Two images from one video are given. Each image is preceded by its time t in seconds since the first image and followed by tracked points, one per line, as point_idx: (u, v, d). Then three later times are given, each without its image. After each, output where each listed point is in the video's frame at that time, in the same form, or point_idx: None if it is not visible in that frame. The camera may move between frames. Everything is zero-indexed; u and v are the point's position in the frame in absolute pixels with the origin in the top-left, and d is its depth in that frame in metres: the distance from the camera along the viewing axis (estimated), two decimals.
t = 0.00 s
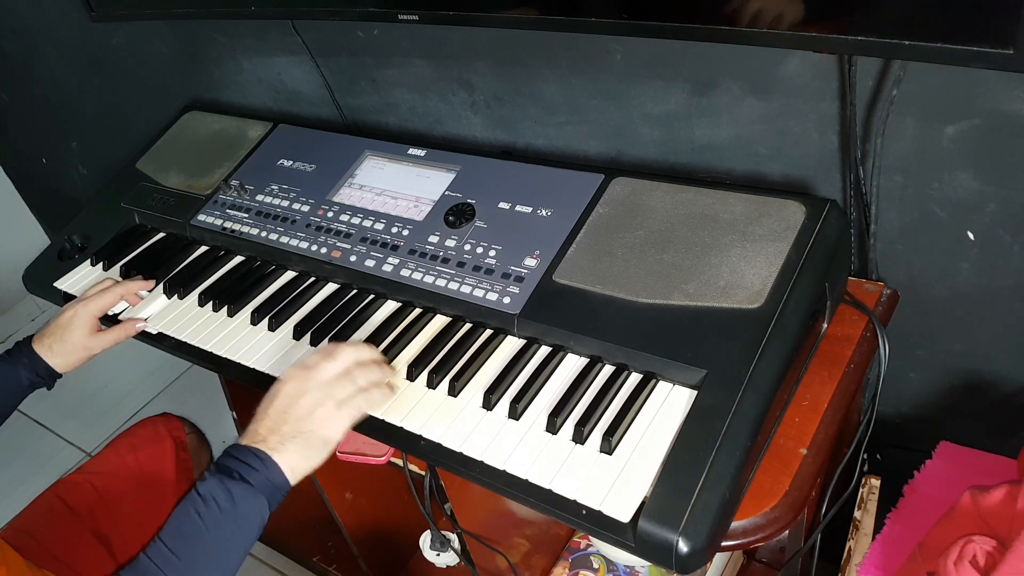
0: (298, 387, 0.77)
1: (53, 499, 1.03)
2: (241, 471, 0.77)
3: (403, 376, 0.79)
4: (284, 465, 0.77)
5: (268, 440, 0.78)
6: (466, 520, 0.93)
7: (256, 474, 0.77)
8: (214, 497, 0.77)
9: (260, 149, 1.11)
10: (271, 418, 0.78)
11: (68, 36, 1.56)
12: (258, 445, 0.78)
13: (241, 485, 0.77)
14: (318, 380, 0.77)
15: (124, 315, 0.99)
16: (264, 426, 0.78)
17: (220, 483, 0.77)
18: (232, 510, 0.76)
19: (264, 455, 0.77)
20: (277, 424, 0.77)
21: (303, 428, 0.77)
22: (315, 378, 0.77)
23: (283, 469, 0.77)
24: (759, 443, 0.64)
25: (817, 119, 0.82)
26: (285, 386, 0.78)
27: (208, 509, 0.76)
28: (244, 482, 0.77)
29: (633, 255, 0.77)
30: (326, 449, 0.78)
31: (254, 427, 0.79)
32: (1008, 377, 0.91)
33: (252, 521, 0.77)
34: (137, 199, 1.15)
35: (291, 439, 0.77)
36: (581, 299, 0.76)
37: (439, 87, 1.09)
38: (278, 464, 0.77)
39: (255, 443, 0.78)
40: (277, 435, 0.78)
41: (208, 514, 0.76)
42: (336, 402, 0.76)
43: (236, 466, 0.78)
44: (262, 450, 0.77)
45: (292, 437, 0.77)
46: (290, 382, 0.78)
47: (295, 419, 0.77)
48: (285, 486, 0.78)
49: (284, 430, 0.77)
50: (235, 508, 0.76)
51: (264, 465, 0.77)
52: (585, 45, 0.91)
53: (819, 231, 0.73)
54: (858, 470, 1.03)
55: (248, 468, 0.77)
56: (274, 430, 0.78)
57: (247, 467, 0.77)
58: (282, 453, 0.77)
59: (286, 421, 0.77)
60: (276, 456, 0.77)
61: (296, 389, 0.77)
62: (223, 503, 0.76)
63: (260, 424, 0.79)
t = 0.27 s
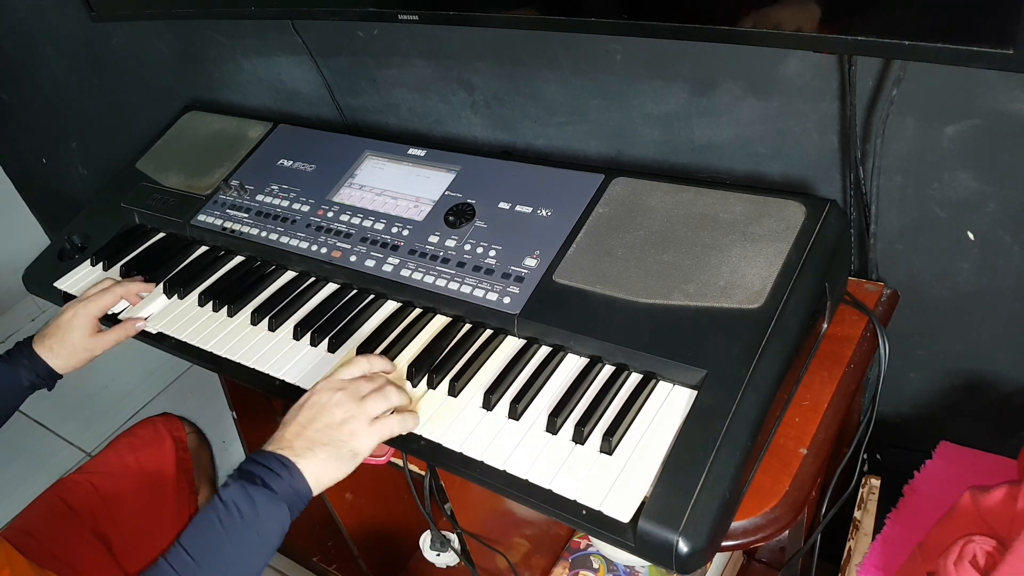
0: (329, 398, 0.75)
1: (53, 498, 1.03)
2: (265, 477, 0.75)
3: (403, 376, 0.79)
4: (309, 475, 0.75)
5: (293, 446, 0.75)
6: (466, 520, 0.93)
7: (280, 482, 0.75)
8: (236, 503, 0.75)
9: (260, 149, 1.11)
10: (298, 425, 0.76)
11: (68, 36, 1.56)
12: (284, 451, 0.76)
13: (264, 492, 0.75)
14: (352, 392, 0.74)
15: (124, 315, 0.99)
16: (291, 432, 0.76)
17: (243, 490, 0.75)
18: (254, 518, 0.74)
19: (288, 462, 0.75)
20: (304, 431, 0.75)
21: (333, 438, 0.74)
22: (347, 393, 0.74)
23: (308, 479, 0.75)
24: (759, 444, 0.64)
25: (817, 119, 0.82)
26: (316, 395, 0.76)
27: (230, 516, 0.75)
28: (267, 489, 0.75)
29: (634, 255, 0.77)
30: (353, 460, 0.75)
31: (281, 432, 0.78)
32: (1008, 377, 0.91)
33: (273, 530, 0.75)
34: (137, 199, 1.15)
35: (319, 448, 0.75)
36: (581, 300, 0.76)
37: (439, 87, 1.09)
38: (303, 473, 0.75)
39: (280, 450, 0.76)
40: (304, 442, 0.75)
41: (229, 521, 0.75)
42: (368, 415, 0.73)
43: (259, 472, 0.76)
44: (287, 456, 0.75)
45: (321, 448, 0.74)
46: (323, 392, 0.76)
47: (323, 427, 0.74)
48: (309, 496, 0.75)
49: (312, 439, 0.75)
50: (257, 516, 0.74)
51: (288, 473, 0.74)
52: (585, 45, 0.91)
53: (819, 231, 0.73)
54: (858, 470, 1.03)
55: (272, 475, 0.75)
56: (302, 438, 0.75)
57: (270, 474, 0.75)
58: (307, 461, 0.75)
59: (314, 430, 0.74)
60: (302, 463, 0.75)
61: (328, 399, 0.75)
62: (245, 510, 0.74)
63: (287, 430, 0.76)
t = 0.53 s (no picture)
0: (324, 408, 0.75)
1: (54, 497, 1.03)
2: (274, 494, 0.78)
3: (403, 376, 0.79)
4: (317, 489, 0.77)
5: (299, 462, 0.78)
6: (467, 520, 0.92)
7: (288, 498, 0.78)
8: (247, 519, 0.78)
9: (260, 149, 1.11)
10: (299, 439, 0.77)
11: (68, 36, 1.56)
12: (290, 468, 0.78)
13: (274, 509, 0.78)
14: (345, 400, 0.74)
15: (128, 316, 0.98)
16: (293, 448, 0.78)
17: (253, 506, 0.79)
18: (264, 533, 0.78)
19: (296, 479, 0.78)
20: (305, 447, 0.77)
21: (333, 450, 0.75)
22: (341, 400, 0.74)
23: (316, 493, 0.77)
24: (759, 444, 0.64)
25: (817, 119, 0.82)
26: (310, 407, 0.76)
27: (241, 532, 0.78)
28: (277, 505, 0.78)
29: (633, 255, 0.77)
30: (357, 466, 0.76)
31: (286, 448, 0.79)
32: (1008, 377, 0.91)
33: (283, 545, 0.78)
34: (137, 199, 1.15)
35: (323, 461, 0.76)
36: (581, 300, 0.76)
37: (439, 87, 1.09)
38: (311, 488, 0.77)
39: (286, 466, 0.79)
40: (307, 457, 0.77)
41: (241, 537, 0.78)
42: (364, 421, 0.73)
43: (270, 489, 0.79)
44: (294, 472, 0.78)
45: (324, 461, 0.76)
46: (316, 404, 0.75)
47: (320, 439, 0.75)
48: (317, 510, 0.78)
49: (315, 452, 0.76)
50: (267, 532, 0.78)
51: (296, 489, 0.77)
52: (585, 45, 0.91)
53: (819, 230, 0.73)
54: (858, 470, 1.03)
55: (281, 492, 0.78)
56: (304, 453, 0.77)
57: (279, 490, 0.78)
58: (314, 476, 0.77)
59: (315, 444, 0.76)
60: (309, 479, 0.77)
61: (322, 410, 0.75)
62: (255, 526, 0.78)
63: (290, 446, 0.78)
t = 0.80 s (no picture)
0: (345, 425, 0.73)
1: (54, 498, 1.03)
2: (286, 503, 0.78)
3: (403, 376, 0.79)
4: (329, 502, 0.77)
5: (314, 474, 0.78)
6: (467, 520, 0.92)
7: (301, 508, 0.77)
8: (258, 528, 0.78)
9: (260, 149, 1.11)
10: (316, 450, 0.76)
11: (68, 36, 1.56)
12: (305, 478, 0.78)
13: (286, 518, 0.78)
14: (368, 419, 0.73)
15: (135, 320, 0.98)
16: (309, 459, 0.77)
17: (265, 515, 0.78)
18: (275, 542, 0.78)
19: (309, 489, 0.77)
20: (321, 460, 0.76)
21: (350, 467, 0.75)
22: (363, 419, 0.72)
23: (327, 504, 0.77)
24: (759, 444, 0.64)
25: (817, 119, 0.82)
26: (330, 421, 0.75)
27: (253, 540, 0.78)
28: (289, 515, 0.78)
29: (633, 256, 0.77)
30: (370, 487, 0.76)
31: (301, 456, 0.79)
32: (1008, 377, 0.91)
33: (295, 553, 0.78)
34: (137, 199, 1.15)
35: (339, 475, 0.76)
36: (581, 300, 0.76)
37: (439, 87, 1.09)
38: (324, 501, 0.77)
39: (299, 475, 0.79)
40: (323, 469, 0.77)
41: (252, 545, 0.78)
42: (385, 443, 0.72)
43: (281, 498, 0.78)
44: (307, 483, 0.78)
45: (339, 475, 0.76)
46: (338, 419, 0.74)
47: (339, 456, 0.74)
48: (328, 520, 0.78)
49: (332, 466, 0.76)
50: (278, 541, 0.78)
51: (309, 500, 0.77)
52: (585, 45, 0.91)
53: (819, 230, 0.73)
54: (858, 470, 1.03)
55: (293, 502, 0.78)
56: (320, 465, 0.77)
57: (291, 500, 0.78)
58: (328, 489, 0.77)
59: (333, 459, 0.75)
60: (322, 491, 0.77)
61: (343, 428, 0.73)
62: (267, 534, 0.78)
63: (306, 455, 0.78)
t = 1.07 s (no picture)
0: (386, 449, 0.70)
1: (54, 499, 1.02)
2: (310, 529, 0.71)
3: (403, 376, 0.79)
4: (356, 533, 0.70)
5: (340, 500, 0.71)
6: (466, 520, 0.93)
7: (324, 536, 0.70)
8: (277, 552, 0.71)
9: (260, 149, 1.11)
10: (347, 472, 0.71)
11: (68, 36, 1.56)
12: (330, 502, 0.71)
13: (308, 545, 0.71)
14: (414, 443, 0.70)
15: (135, 320, 0.98)
16: (338, 482, 0.72)
17: (285, 539, 0.71)
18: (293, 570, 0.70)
19: (336, 515, 0.70)
20: (351, 484, 0.71)
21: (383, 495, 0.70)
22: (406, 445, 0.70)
23: (354, 535, 0.70)
24: (759, 443, 0.64)
25: (817, 119, 0.82)
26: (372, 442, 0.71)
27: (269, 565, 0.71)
28: (311, 542, 0.70)
29: (634, 256, 0.77)
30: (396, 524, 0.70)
31: (326, 482, 0.73)
32: (1008, 377, 0.91)
33: None
34: (137, 199, 1.15)
35: (365, 506, 0.70)
36: (581, 300, 0.76)
37: (439, 87, 1.09)
38: (350, 529, 0.70)
39: (328, 498, 0.72)
40: (349, 496, 0.71)
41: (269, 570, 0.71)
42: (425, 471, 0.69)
43: (306, 521, 0.71)
44: (334, 508, 0.71)
45: (366, 505, 0.70)
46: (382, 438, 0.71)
47: (373, 483, 0.70)
48: (352, 552, 0.71)
49: (360, 494, 0.70)
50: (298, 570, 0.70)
51: (335, 527, 0.70)
52: (584, 45, 0.91)
53: (819, 230, 0.73)
54: (858, 470, 1.03)
55: (317, 528, 0.70)
56: (348, 491, 0.71)
57: (315, 524, 0.70)
58: (354, 517, 0.70)
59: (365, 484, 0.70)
60: (348, 520, 0.70)
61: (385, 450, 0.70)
62: (285, 561, 0.70)
63: (334, 479, 0.72)
